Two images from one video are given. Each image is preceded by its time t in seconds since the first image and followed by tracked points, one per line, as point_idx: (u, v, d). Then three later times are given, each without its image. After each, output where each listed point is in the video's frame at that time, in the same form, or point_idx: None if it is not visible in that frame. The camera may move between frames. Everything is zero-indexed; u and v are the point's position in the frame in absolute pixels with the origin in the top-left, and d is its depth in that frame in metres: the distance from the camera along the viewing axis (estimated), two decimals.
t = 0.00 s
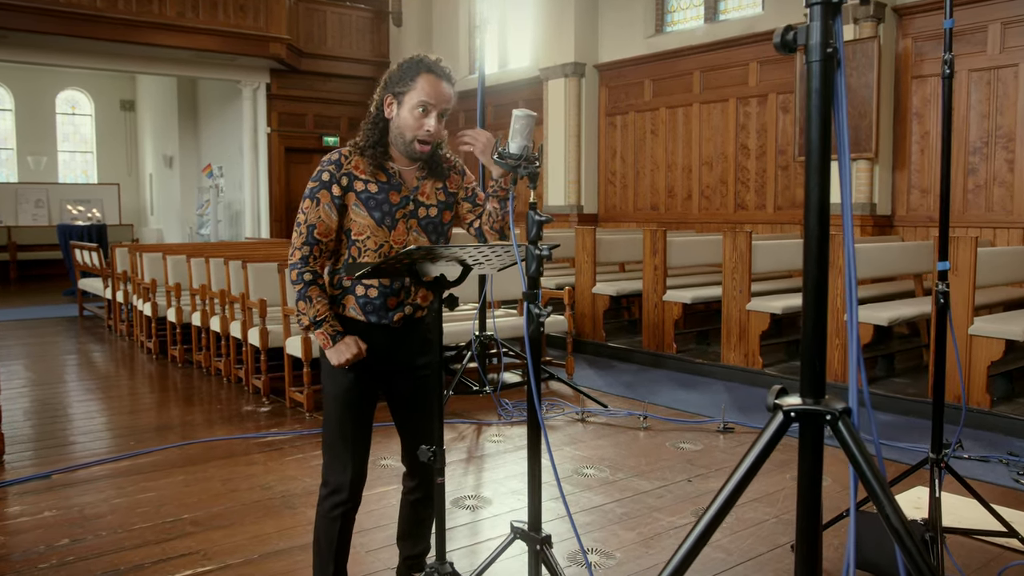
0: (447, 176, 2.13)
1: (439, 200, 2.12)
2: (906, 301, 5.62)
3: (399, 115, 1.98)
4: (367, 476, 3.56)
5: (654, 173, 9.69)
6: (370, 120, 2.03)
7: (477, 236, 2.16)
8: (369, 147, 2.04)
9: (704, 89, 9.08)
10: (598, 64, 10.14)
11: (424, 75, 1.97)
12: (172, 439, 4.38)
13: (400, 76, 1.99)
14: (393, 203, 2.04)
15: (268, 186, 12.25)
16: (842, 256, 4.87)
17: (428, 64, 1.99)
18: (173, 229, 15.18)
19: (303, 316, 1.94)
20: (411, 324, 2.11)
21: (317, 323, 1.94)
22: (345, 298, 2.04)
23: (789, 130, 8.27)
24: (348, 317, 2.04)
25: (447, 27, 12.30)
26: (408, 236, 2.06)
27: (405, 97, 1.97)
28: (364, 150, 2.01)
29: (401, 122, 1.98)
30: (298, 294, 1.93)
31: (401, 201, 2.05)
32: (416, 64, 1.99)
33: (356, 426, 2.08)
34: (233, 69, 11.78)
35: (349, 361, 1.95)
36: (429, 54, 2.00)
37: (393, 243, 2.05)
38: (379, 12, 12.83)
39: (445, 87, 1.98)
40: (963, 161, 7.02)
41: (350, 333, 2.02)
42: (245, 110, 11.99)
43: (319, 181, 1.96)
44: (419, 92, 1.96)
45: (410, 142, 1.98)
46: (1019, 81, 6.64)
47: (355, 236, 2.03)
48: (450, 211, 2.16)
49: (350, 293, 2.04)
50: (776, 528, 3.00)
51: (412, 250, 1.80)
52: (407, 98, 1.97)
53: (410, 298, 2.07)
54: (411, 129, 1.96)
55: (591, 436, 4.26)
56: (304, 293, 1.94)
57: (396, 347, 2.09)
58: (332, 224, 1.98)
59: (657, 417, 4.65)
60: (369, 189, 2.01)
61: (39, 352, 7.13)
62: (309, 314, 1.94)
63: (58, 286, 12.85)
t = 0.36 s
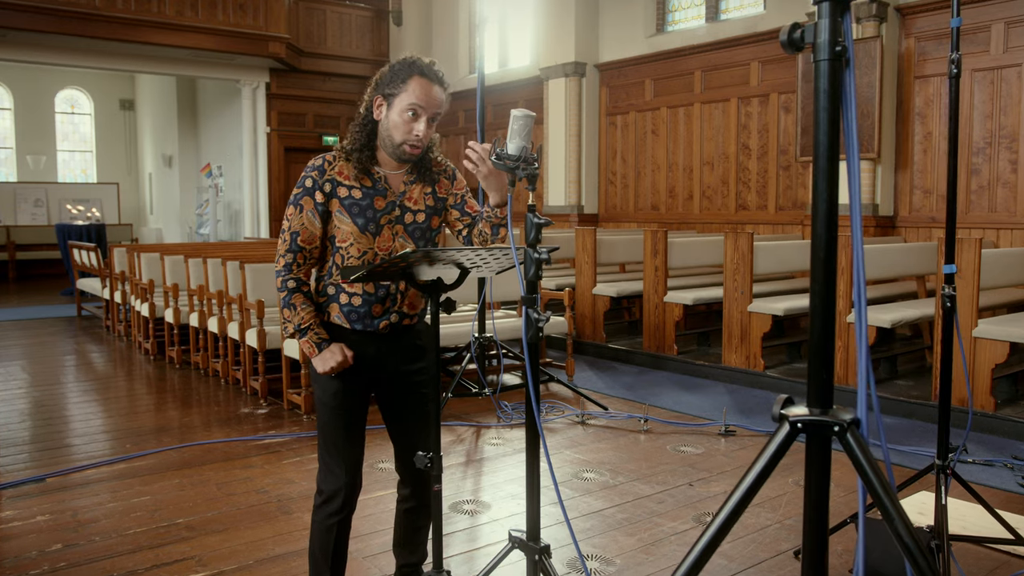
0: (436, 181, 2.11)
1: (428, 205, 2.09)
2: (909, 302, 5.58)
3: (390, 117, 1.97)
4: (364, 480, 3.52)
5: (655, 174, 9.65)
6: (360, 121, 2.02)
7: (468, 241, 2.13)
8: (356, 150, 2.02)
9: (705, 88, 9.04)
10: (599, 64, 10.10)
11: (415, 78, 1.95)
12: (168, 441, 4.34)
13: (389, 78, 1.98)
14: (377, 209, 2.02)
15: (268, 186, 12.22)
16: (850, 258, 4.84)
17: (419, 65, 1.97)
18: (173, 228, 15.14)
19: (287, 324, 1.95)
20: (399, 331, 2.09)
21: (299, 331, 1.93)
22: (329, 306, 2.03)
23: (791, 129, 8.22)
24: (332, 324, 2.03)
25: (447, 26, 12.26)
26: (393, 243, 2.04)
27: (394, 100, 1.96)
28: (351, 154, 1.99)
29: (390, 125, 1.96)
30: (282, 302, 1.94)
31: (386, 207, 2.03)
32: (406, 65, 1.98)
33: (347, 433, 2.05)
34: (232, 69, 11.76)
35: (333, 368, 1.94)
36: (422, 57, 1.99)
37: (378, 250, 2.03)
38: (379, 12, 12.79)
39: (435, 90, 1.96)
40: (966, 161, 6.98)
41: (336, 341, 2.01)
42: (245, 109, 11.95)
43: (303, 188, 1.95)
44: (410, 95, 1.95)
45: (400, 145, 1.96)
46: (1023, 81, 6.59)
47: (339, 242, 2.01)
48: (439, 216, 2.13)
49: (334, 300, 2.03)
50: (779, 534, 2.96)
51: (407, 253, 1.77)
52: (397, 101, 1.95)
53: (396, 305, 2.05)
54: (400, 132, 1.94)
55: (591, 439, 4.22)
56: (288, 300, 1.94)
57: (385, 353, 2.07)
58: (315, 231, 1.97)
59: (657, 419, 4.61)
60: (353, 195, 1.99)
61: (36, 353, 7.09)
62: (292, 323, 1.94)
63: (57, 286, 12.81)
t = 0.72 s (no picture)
0: (430, 182, 2.09)
1: (422, 207, 2.07)
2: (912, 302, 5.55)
3: (382, 118, 1.94)
4: (363, 482, 3.49)
5: (655, 173, 9.61)
6: (353, 123, 2.00)
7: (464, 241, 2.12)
8: (350, 151, 2.00)
9: (706, 88, 9.00)
10: (600, 63, 10.07)
11: (407, 78, 1.93)
12: (165, 442, 4.31)
13: (382, 77, 1.95)
14: (371, 211, 2.00)
15: (267, 186, 12.19)
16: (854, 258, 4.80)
17: (412, 64, 1.95)
18: (173, 229, 15.11)
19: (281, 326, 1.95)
20: (394, 333, 2.08)
21: (293, 333, 1.93)
22: (322, 309, 2.02)
23: (792, 128, 8.19)
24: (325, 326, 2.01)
25: (447, 25, 12.23)
26: (387, 245, 2.03)
27: (388, 100, 1.93)
28: (344, 156, 1.98)
29: (383, 126, 1.94)
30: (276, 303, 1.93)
31: (380, 208, 2.01)
32: (399, 64, 1.95)
33: (344, 436, 2.03)
34: (232, 68, 11.73)
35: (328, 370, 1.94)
36: (414, 56, 1.96)
37: (371, 252, 2.02)
38: (379, 11, 12.77)
39: (429, 89, 1.93)
40: (968, 160, 6.94)
41: (330, 344, 2.00)
42: (245, 109, 11.93)
43: (295, 189, 1.94)
44: (402, 95, 1.92)
45: (393, 146, 1.93)
46: None
47: (332, 244, 2.00)
48: (433, 217, 2.11)
49: (328, 302, 2.02)
50: (782, 537, 2.92)
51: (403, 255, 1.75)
52: (390, 101, 1.93)
53: (389, 307, 2.04)
54: (393, 133, 1.92)
55: (592, 440, 4.19)
56: (282, 302, 1.94)
57: (379, 355, 2.05)
58: (308, 232, 1.95)
59: (658, 420, 4.58)
60: (347, 196, 1.98)
61: (36, 353, 7.07)
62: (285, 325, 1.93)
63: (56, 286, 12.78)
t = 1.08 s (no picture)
0: (427, 182, 2.07)
1: (419, 208, 2.05)
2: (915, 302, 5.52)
3: (378, 116, 1.92)
4: (362, 484, 3.47)
5: (656, 173, 9.59)
6: (349, 123, 1.98)
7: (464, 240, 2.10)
8: (346, 152, 1.98)
9: (707, 87, 8.98)
10: (601, 62, 10.05)
11: (401, 74, 1.90)
12: (164, 443, 4.28)
13: (375, 74, 1.93)
14: (368, 212, 1.98)
15: (267, 185, 12.16)
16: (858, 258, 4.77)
17: (405, 60, 1.93)
18: (173, 228, 15.09)
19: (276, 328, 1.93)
20: (391, 334, 2.06)
21: (288, 334, 1.91)
22: (318, 310, 2.00)
23: (794, 128, 8.16)
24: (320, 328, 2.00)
25: (448, 25, 12.21)
26: (384, 247, 2.00)
27: (382, 98, 1.91)
28: (340, 156, 1.96)
29: (379, 123, 1.92)
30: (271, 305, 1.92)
31: (377, 209, 1.99)
32: (391, 61, 1.93)
33: (341, 438, 2.01)
34: (233, 67, 11.71)
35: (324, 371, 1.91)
36: (408, 53, 1.94)
37: (368, 254, 1.99)
38: (380, 11, 12.75)
39: (423, 85, 1.91)
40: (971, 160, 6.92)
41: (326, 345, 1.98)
42: (245, 108, 11.90)
43: (291, 189, 1.92)
44: (397, 91, 1.90)
45: (390, 143, 1.91)
46: None
47: (328, 245, 1.98)
48: (430, 217, 2.10)
49: (324, 304, 2.00)
50: (784, 539, 2.90)
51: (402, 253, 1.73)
52: (385, 98, 1.91)
53: (386, 309, 2.01)
54: (390, 130, 1.90)
55: (593, 442, 4.16)
56: (277, 303, 1.92)
57: (375, 356, 2.03)
58: (304, 233, 1.93)
59: (659, 421, 4.55)
60: (343, 197, 1.96)
61: (36, 353, 7.05)
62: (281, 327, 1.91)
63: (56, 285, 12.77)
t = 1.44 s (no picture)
0: (428, 185, 2.04)
1: (421, 212, 2.02)
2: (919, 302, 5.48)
3: (375, 115, 1.89)
4: (361, 486, 3.44)
5: (658, 173, 9.55)
6: (346, 125, 1.95)
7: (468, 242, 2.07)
8: (344, 153, 1.95)
9: (709, 87, 8.95)
10: (602, 61, 10.01)
11: (396, 71, 1.88)
12: (162, 445, 4.25)
13: (371, 73, 1.90)
14: (367, 215, 1.95)
15: (268, 185, 12.13)
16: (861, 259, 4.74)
17: (400, 59, 1.90)
18: (173, 228, 15.07)
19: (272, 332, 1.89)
20: (390, 338, 2.03)
21: (284, 337, 1.88)
22: (315, 312, 1.97)
23: (796, 127, 8.12)
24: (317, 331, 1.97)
25: (449, 25, 12.21)
26: (383, 251, 1.97)
27: (379, 97, 1.88)
28: (339, 158, 1.93)
29: (377, 123, 1.88)
30: (267, 308, 1.88)
31: (376, 213, 1.96)
32: (386, 59, 1.90)
33: (338, 442, 1.98)
34: (233, 67, 11.68)
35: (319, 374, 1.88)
36: (402, 50, 1.91)
37: (366, 257, 1.96)
38: (380, 10, 12.73)
39: (420, 82, 1.89)
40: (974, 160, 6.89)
41: (322, 348, 1.95)
42: (245, 108, 11.87)
43: (289, 190, 1.89)
44: (393, 89, 1.87)
45: (389, 142, 1.87)
46: None
47: (326, 248, 1.95)
48: (431, 221, 2.06)
49: (321, 307, 1.97)
50: (788, 543, 2.87)
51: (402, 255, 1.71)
52: (381, 96, 1.88)
53: (384, 313, 1.99)
54: (388, 129, 1.86)
55: (594, 443, 4.13)
56: (273, 306, 1.89)
57: (373, 359, 2.00)
58: (301, 235, 1.90)
59: (661, 423, 4.52)
60: (342, 200, 1.93)
61: (35, 354, 7.03)
62: (276, 330, 1.88)
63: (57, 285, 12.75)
